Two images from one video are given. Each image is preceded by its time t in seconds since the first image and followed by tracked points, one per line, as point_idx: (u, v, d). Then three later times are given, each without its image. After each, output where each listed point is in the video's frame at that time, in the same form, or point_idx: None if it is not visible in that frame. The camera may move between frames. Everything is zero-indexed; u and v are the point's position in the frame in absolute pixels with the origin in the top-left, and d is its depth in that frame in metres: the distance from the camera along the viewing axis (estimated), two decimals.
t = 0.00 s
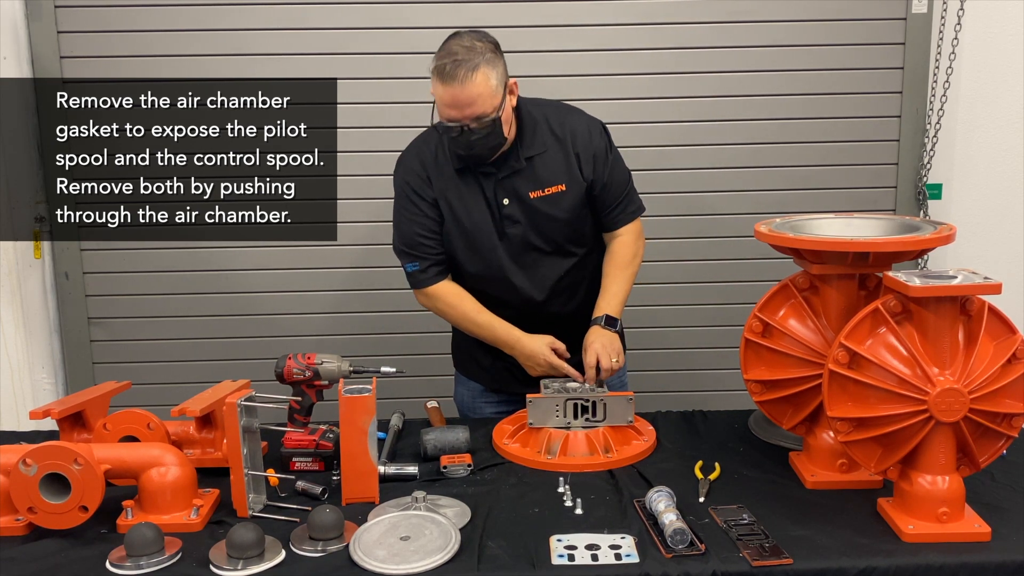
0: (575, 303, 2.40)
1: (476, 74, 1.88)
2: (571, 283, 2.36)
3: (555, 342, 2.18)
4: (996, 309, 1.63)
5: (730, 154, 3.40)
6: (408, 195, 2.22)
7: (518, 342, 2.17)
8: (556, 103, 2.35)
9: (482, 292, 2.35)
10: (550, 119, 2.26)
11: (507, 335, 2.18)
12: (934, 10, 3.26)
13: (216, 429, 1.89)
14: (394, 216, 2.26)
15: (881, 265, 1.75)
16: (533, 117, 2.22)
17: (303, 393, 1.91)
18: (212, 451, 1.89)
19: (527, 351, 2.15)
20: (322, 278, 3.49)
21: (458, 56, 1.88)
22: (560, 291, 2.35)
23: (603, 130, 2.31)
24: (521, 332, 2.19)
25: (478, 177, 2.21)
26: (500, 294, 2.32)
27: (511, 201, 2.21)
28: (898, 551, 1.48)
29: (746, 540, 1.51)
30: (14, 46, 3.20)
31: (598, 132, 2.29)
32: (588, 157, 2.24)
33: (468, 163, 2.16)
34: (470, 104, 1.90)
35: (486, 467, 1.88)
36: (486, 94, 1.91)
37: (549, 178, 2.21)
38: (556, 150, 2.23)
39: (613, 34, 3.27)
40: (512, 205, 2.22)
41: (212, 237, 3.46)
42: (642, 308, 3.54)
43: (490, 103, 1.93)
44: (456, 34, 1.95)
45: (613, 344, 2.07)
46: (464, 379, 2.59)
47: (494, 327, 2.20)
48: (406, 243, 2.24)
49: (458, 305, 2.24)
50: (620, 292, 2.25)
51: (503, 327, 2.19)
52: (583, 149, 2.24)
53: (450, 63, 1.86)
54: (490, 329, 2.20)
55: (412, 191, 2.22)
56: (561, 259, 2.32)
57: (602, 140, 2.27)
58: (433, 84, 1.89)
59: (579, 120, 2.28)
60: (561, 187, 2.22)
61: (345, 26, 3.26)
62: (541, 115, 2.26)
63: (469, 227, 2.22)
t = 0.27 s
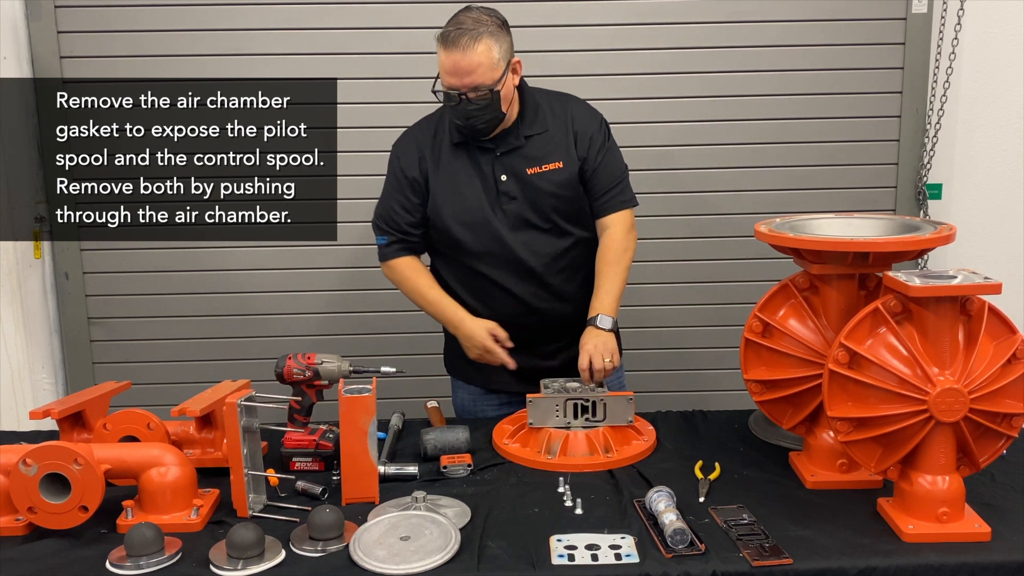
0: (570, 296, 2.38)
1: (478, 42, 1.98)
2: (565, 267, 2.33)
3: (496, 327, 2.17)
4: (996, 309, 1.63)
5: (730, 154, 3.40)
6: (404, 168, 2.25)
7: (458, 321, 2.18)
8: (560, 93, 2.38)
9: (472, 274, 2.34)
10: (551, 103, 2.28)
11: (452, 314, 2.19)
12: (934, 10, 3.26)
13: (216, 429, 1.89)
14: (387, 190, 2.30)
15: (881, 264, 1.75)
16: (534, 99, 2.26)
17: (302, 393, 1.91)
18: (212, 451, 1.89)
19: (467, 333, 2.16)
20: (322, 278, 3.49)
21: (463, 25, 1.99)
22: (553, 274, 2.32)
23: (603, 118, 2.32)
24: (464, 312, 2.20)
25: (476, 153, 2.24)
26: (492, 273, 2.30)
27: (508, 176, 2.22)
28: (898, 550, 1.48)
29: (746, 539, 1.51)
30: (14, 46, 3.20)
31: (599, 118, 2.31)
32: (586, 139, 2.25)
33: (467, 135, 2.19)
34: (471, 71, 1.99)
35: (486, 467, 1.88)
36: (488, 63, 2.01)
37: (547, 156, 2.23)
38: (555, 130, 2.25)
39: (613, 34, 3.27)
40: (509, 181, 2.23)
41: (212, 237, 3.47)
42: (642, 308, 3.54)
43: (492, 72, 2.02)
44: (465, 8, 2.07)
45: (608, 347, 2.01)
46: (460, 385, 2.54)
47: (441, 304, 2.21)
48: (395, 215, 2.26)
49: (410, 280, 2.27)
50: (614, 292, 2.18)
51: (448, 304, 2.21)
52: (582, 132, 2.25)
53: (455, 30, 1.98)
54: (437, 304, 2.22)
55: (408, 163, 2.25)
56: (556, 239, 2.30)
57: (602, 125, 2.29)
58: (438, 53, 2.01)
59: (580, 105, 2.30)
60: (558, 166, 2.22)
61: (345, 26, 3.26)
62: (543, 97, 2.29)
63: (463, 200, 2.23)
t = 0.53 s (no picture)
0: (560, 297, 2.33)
1: (481, 33, 1.99)
2: (550, 265, 2.30)
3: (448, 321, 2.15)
4: (996, 309, 1.63)
5: (730, 154, 3.40)
6: (397, 153, 2.28)
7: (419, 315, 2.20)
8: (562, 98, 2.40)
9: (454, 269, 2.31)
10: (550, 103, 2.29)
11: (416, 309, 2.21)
12: (934, 10, 3.26)
13: (216, 429, 1.89)
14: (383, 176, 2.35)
15: (881, 264, 1.75)
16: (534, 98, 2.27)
17: (302, 393, 1.91)
18: (212, 451, 1.89)
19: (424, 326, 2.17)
20: (322, 278, 3.49)
21: (468, 17, 1.99)
22: (538, 271, 2.28)
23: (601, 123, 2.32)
24: (427, 304, 2.22)
25: (470, 145, 2.25)
26: (476, 265, 2.28)
27: (500, 170, 2.22)
28: (898, 551, 1.48)
29: (746, 539, 1.51)
30: (14, 46, 3.20)
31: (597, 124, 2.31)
32: (582, 141, 2.25)
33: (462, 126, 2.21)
34: (470, 61, 1.98)
35: (486, 467, 1.88)
36: (489, 55, 2.01)
37: (540, 154, 2.23)
38: (551, 129, 2.25)
39: (613, 34, 3.27)
40: (499, 174, 2.22)
41: (212, 237, 3.47)
42: (642, 308, 3.54)
43: (493, 65, 2.02)
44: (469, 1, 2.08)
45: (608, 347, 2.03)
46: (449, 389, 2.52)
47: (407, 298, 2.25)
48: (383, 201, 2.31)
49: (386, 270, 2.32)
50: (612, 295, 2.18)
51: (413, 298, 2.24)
52: (578, 134, 2.25)
53: (458, 20, 1.98)
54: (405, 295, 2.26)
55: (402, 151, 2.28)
56: (544, 237, 2.27)
57: (600, 129, 2.29)
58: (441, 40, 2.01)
59: (579, 110, 2.30)
60: (551, 163, 2.22)
61: (345, 26, 3.26)
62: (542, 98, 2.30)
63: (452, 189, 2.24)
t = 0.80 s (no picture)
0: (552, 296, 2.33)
1: (500, 29, 1.98)
2: (541, 265, 2.30)
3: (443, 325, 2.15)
4: (996, 309, 1.63)
5: (730, 153, 3.40)
6: (389, 153, 2.27)
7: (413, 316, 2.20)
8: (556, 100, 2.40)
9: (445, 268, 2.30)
10: (544, 104, 2.30)
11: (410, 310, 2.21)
12: (934, 10, 3.26)
13: (216, 429, 1.89)
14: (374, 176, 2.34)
15: (881, 264, 1.75)
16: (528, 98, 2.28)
17: (302, 393, 1.91)
18: (212, 452, 1.89)
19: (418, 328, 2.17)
20: (322, 278, 3.49)
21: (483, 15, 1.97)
22: (529, 271, 2.28)
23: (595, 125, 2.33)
24: (421, 307, 2.22)
25: (463, 145, 2.25)
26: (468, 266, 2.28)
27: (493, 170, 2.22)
28: (898, 551, 1.48)
29: (746, 539, 1.51)
30: (14, 46, 3.20)
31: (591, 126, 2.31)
32: (576, 142, 2.25)
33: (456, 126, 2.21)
34: (497, 60, 1.98)
35: (486, 467, 1.88)
36: (510, 49, 2.00)
37: (534, 154, 2.23)
38: (544, 130, 2.26)
39: (613, 34, 3.27)
40: (493, 174, 2.22)
41: (212, 237, 3.47)
42: (642, 308, 3.54)
43: (514, 58, 2.02)
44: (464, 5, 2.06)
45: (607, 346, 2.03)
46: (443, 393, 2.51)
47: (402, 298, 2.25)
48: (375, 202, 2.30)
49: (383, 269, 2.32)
50: (607, 293, 2.18)
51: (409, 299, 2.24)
52: (572, 134, 2.26)
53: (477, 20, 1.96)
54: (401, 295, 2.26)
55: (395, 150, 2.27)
56: (536, 237, 2.27)
57: (594, 131, 2.29)
58: (458, 44, 1.98)
59: (574, 111, 2.31)
60: (544, 164, 2.22)
61: (345, 26, 3.26)
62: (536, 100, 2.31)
63: (445, 189, 2.23)
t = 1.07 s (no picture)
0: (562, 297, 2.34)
1: (509, 33, 1.97)
2: (552, 268, 2.30)
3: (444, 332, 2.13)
4: (996, 309, 1.63)
5: (730, 154, 3.40)
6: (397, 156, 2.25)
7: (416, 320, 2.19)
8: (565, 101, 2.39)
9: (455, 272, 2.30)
10: (554, 106, 2.29)
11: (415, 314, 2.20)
12: (934, 10, 3.26)
13: (216, 429, 1.89)
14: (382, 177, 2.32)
15: (881, 264, 1.75)
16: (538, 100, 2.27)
17: (302, 393, 1.91)
18: (212, 452, 1.89)
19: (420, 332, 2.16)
20: (322, 278, 3.49)
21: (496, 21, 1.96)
22: (540, 274, 2.29)
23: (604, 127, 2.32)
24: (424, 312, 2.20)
25: (473, 147, 2.24)
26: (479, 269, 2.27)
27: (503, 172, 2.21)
28: (898, 551, 1.48)
29: (746, 539, 1.51)
30: (14, 46, 3.20)
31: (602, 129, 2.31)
32: (587, 145, 2.24)
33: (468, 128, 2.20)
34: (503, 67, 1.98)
35: (486, 467, 1.88)
36: (518, 55, 1.99)
37: (544, 157, 2.23)
38: (555, 133, 2.25)
39: (613, 34, 3.27)
40: (504, 177, 2.21)
41: (212, 237, 3.47)
42: (642, 308, 3.54)
43: (520, 65, 2.01)
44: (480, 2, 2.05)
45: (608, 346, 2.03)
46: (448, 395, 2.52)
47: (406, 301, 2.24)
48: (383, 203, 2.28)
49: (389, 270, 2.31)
50: (613, 294, 2.20)
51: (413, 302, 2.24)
52: (583, 137, 2.25)
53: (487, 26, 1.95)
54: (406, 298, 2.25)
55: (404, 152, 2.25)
56: (546, 240, 2.27)
57: (605, 134, 2.29)
58: (464, 45, 1.97)
59: (583, 112, 2.30)
60: (555, 167, 2.22)
61: (345, 26, 3.26)
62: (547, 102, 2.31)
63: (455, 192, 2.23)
